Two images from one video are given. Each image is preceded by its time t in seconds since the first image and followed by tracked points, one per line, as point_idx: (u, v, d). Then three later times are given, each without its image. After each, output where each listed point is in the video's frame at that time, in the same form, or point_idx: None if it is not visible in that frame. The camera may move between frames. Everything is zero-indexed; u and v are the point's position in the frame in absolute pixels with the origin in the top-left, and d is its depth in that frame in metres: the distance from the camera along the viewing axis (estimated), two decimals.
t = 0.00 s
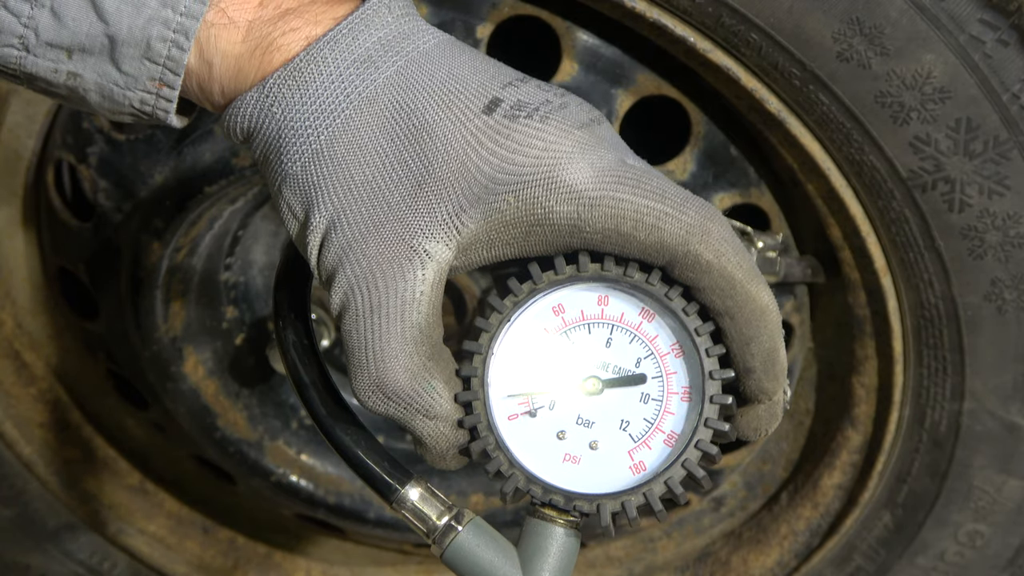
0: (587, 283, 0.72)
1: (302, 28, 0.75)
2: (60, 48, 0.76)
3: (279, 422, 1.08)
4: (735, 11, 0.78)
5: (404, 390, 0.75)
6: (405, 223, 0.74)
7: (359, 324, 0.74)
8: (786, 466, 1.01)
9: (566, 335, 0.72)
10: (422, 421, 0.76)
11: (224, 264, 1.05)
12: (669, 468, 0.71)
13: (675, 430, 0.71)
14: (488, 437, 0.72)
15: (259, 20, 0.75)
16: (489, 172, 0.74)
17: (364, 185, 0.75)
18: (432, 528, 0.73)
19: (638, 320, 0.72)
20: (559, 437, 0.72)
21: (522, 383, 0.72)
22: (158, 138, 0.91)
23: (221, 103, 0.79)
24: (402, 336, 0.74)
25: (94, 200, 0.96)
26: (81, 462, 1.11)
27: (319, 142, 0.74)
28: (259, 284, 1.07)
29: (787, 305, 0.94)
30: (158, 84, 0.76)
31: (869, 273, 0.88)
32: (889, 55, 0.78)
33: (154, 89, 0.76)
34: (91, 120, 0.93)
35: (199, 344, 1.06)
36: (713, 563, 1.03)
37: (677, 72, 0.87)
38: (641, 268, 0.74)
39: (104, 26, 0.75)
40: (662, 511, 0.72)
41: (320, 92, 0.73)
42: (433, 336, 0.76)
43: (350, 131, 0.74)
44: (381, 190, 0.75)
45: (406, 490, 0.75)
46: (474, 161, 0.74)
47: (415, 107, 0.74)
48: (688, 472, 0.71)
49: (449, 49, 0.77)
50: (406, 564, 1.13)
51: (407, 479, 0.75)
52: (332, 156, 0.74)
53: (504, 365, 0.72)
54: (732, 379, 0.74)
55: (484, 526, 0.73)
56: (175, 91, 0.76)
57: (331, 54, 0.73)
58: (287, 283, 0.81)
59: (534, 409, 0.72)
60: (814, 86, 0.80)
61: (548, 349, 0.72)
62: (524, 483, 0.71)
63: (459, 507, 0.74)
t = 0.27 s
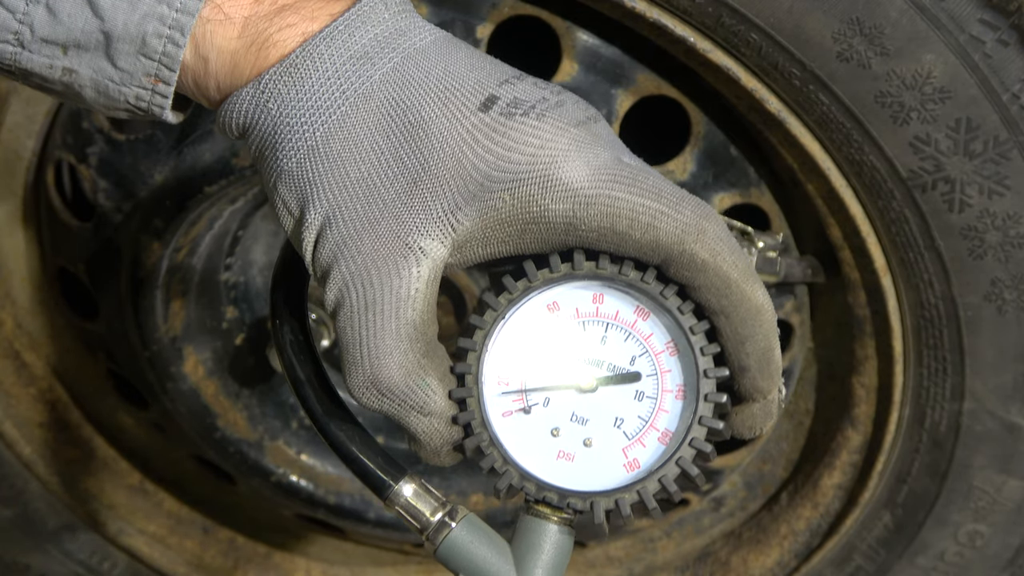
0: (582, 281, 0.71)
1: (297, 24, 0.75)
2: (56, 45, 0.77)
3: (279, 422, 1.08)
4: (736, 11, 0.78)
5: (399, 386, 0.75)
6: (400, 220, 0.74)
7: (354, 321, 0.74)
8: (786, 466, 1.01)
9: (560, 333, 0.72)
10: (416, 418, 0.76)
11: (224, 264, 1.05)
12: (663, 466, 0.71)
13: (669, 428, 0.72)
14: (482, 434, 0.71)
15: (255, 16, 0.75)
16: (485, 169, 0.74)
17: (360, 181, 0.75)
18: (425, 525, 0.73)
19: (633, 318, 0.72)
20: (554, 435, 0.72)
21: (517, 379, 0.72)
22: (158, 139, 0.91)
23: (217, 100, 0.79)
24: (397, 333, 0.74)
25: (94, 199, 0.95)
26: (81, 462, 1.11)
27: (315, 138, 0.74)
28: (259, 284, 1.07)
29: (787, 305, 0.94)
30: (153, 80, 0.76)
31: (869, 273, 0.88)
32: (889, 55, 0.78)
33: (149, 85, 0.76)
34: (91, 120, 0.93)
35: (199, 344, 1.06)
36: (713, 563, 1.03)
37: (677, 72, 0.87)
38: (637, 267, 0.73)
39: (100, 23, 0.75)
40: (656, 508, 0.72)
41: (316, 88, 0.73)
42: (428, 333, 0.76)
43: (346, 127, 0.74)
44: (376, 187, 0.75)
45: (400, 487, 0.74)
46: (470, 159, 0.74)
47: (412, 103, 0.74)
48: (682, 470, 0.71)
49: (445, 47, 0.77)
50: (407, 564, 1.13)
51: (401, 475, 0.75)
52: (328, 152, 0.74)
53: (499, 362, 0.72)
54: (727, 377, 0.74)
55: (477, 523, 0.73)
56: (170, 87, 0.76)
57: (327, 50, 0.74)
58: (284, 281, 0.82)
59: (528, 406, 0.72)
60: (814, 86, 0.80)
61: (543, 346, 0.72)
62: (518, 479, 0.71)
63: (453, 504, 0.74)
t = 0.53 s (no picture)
0: (591, 257, 0.71)
1: (304, 5, 0.76)
2: (62, 29, 0.77)
3: (278, 422, 1.08)
4: (735, 11, 0.78)
5: (408, 362, 0.74)
6: (408, 197, 0.74)
7: (363, 299, 0.74)
8: (786, 466, 1.02)
9: (570, 309, 0.72)
10: (425, 395, 0.75)
11: (224, 263, 1.05)
12: (673, 441, 0.70)
13: (678, 403, 0.71)
14: (491, 410, 0.71)
15: None
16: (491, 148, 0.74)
17: (367, 159, 0.75)
18: (433, 502, 0.73)
19: (641, 294, 0.72)
20: (562, 411, 0.71)
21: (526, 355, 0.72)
22: (158, 138, 0.92)
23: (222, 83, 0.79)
24: (405, 310, 0.74)
25: (95, 200, 0.96)
26: (80, 462, 1.11)
27: (322, 117, 0.74)
28: (259, 284, 1.07)
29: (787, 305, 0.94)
30: (159, 63, 0.76)
31: (869, 273, 0.88)
32: (889, 55, 0.78)
33: (156, 69, 0.76)
34: (92, 120, 0.94)
35: (199, 344, 1.05)
36: (714, 563, 1.03)
37: (677, 72, 0.87)
38: (645, 242, 0.73)
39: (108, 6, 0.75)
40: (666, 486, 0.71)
41: (323, 67, 0.74)
42: (437, 310, 0.76)
43: (353, 105, 0.74)
44: (383, 166, 0.75)
45: (410, 465, 0.74)
46: (477, 135, 0.74)
47: (418, 82, 0.75)
48: (692, 445, 0.70)
49: (451, 27, 0.77)
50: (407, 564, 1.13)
51: (409, 453, 0.75)
52: (335, 131, 0.74)
53: (508, 338, 0.72)
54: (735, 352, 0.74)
55: (485, 500, 0.73)
56: (178, 70, 0.76)
57: (333, 30, 0.74)
58: (289, 260, 0.82)
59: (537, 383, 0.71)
60: (814, 86, 0.80)
61: (552, 323, 0.72)
62: (528, 455, 0.70)
63: (461, 481, 0.73)
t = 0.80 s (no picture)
0: (584, 264, 0.71)
1: (301, 10, 0.76)
2: (59, 34, 0.76)
3: (279, 422, 1.08)
4: (736, 11, 0.78)
5: (401, 366, 0.74)
6: (402, 202, 0.74)
7: (356, 303, 0.74)
8: (786, 466, 1.02)
9: (562, 315, 0.71)
10: (418, 399, 0.75)
11: (224, 263, 1.05)
12: (664, 447, 0.70)
13: (670, 411, 0.71)
14: (483, 414, 0.71)
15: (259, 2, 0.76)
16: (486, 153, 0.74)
17: (362, 164, 0.75)
18: (425, 506, 0.73)
19: (634, 301, 0.71)
20: (555, 416, 0.71)
21: (518, 361, 0.71)
22: (158, 138, 0.92)
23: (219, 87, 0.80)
24: (399, 314, 0.74)
25: (95, 200, 0.96)
26: (80, 462, 1.11)
27: (317, 121, 0.75)
28: (259, 284, 1.07)
29: (787, 305, 0.94)
30: (157, 68, 0.76)
31: (869, 273, 0.88)
32: (889, 55, 0.78)
33: (153, 74, 0.76)
34: (92, 120, 0.94)
35: (199, 344, 1.05)
36: (713, 563, 1.03)
37: (677, 72, 0.87)
38: (639, 249, 0.73)
39: (105, 11, 0.75)
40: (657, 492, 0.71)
41: (319, 72, 0.74)
42: (431, 315, 0.76)
43: (349, 110, 0.75)
44: (378, 170, 0.75)
45: (400, 468, 0.74)
46: (471, 141, 0.74)
47: (414, 88, 0.75)
48: (683, 452, 0.70)
49: (448, 33, 0.77)
50: (407, 564, 1.13)
51: (401, 457, 0.75)
52: (331, 135, 0.75)
53: (500, 344, 0.72)
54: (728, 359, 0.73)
55: (477, 505, 0.74)
56: (175, 75, 0.77)
57: (330, 36, 0.75)
58: (283, 264, 0.82)
59: (529, 388, 0.71)
60: (814, 86, 0.80)
61: (544, 329, 0.72)
62: (520, 460, 0.70)
63: (453, 485, 0.74)
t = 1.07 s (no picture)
0: (587, 261, 0.71)
1: (307, 5, 0.77)
2: (64, 29, 0.76)
3: (279, 422, 1.08)
4: (736, 11, 0.78)
5: (403, 361, 0.74)
6: (407, 197, 0.74)
7: (359, 298, 0.74)
8: (786, 466, 1.02)
9: (565, 313, 0.72)
10: (419, 394, 0.75)
11: (224, 263, 1.05)
12: (666, 445, 0.70)
13: (671, 409, 0.71)
14: (485, 409, 0.71)
15: None
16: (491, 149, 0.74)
17: (366, 159, 0.75)
18: (425, 501, 0.73)
19: (638, 300, 0.72)
20: (556, 413, 0.71)
21: (521, 357, 0.71)
22: (158, 139, 0.92)
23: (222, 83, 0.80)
24: (402, 309, 0.74)
25: (95, 199, 0.96)
26: (80, 462, 1.11)
27: (322, 116, 0.75)
28: (259, 285, 1.07)
29: (787, 305, 0.94)
30: (163, 63, 0.76)
31: (869, 273, 0.88)
32: (889, 55, 0.78)
33: (159, 69, 0.76)
34: (92, 120, 0.94)
35: (198, 344, 1.05)
36: (714, 563, 1.03)
37: (677, 72, 0.87)
38: (642, 247, 0.73)
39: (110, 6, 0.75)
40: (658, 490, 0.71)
41: (325, 66, 0.75)
42: (433, 310, 0.76)
43: (354, 104, 0.75)
44: (382, 165, 0.75)
45: (401, 464, 0.74)
46: (477, 137, 0.74)
47: (420, 83, 0.75)
48: (685, 450, 0.70)
49: (454, 31, 0.78)
50: (407, 564, 1.13)
51: (402, 452, 0.75)
52: (336, 129, 0.75)
53: (503, 340, 0.72)
54: (730, 359, 0.73)
55: (477, 501, 0.73)
56: (180, 70, 0.76)
57: (337, 31, 0.75)
58: (284, 260, 0.82)
59: (531, 384, 0.71)
60: (814, 86, 0.80)
61: (547, 326, 0.72)
62: (521, 455, 0.70)
63: (453, 481, 0.74)
